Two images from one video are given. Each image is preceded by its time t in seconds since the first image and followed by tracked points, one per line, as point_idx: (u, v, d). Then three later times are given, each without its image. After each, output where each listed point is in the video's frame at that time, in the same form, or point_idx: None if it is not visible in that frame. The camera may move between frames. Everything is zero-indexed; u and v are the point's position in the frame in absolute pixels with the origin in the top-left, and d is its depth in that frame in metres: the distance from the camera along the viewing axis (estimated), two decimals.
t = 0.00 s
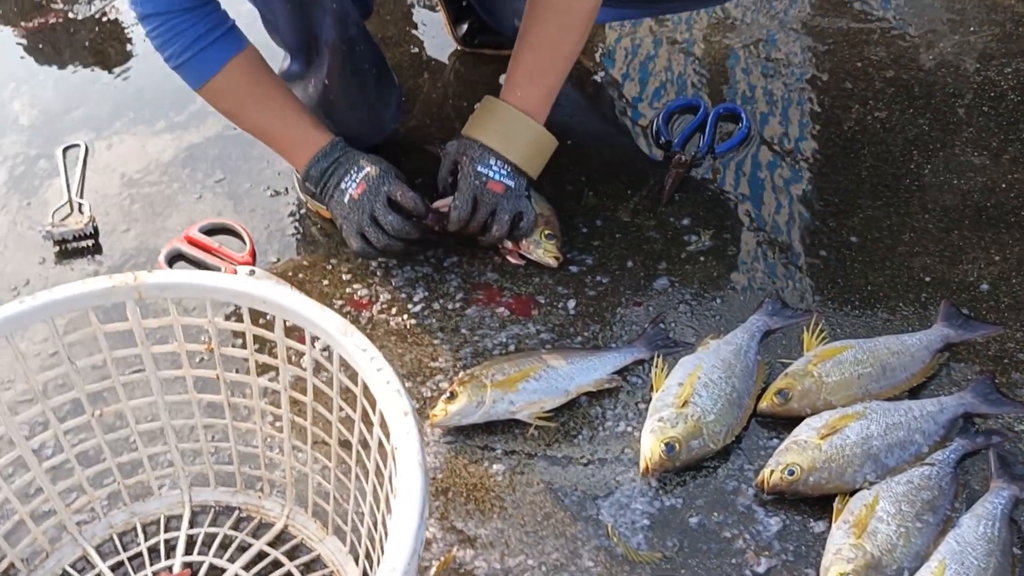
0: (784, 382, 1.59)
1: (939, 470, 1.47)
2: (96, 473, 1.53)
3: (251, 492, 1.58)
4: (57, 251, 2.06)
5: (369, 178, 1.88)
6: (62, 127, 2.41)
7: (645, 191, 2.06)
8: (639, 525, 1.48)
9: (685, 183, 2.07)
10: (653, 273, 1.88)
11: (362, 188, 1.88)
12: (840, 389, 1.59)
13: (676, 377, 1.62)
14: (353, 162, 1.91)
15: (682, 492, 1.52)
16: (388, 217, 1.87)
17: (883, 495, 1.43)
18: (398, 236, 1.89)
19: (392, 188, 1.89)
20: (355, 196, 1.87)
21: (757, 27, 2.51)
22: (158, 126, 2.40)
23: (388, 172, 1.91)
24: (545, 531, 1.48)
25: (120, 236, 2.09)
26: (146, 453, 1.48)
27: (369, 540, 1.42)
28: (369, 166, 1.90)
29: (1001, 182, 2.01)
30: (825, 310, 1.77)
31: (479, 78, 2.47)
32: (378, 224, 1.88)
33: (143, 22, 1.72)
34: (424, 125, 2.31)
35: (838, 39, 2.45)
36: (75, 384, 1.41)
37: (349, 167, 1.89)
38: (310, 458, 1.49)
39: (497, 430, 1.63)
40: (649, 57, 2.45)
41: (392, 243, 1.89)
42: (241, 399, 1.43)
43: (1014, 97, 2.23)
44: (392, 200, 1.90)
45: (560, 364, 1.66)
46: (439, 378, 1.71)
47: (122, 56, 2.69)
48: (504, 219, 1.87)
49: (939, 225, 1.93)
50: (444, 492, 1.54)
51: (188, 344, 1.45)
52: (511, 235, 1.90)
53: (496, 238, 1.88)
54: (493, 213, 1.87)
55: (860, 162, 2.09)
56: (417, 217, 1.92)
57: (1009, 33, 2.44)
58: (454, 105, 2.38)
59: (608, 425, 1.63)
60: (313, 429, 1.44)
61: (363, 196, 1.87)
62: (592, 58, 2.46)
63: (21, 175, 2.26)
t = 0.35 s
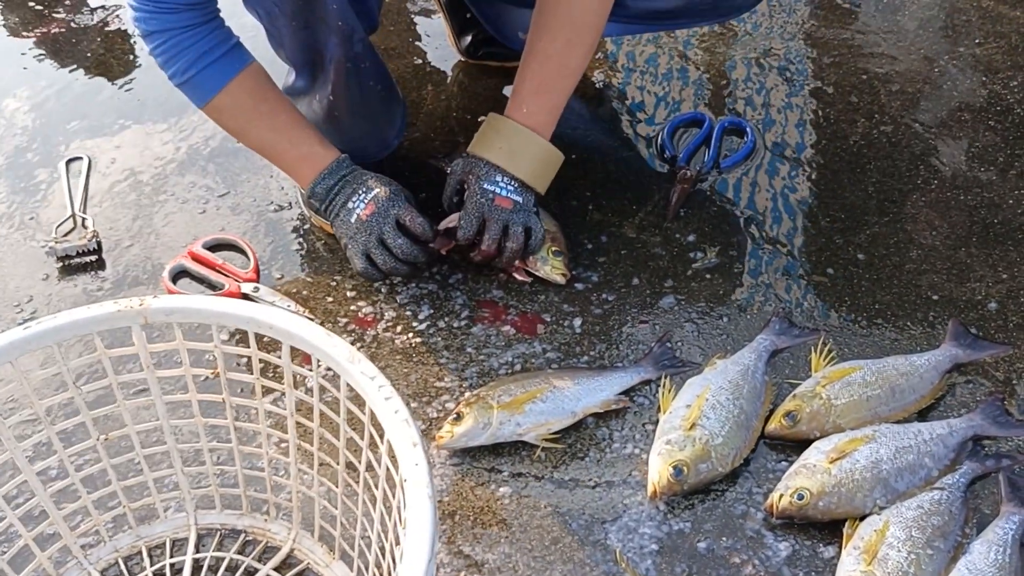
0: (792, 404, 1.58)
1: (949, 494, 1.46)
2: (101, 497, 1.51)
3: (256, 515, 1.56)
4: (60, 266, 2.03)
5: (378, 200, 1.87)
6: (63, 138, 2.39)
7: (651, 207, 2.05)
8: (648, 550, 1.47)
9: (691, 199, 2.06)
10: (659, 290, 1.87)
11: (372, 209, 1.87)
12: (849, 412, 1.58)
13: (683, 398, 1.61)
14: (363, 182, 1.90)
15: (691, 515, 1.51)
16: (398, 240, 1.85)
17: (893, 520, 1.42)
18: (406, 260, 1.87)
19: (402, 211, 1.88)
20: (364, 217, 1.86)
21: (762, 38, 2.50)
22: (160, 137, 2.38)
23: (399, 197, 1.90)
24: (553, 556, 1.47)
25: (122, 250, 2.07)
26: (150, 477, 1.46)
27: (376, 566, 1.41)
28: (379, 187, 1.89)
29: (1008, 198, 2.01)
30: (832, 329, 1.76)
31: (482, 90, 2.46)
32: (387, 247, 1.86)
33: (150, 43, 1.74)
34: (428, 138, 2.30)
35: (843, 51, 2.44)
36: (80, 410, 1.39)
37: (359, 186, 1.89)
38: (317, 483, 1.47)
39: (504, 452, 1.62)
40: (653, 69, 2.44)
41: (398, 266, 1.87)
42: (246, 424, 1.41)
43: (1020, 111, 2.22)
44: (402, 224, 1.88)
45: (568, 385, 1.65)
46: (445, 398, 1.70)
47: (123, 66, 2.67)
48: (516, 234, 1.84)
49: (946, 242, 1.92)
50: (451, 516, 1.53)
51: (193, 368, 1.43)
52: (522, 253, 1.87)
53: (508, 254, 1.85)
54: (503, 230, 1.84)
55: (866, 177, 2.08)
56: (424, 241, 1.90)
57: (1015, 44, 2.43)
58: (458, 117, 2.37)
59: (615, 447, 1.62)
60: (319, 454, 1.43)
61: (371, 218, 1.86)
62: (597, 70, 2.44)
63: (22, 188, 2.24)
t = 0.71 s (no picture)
0: (781, 416, 1.54)
1: (941, 510, 1.42)
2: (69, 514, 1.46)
3: (230, 531, 1.52)
4: (35, 273, 1.99)
5: (240, 199, 1.71)
6: (41, 141, 2.34)
7: (638, 212, 2.01)
8: (631, 568, 1.42)
9: (680, 204, 2.02)
10: (646, 298, 1.83)
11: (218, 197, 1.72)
12: (839, 425, 1.54)
13: (669, 411, 1.57)
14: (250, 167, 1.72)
15: (676, 531, 1.46)
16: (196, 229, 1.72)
17: (884, 538, 1.38)
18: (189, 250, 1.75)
19: (237, 220, 1.72)
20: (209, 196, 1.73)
21: (753, 40, 2.46)
22: (141, 140, 2.34)
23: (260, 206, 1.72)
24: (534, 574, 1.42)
25: (98, 256, 2.03)
26: (118, 493, 1.41)
27: None
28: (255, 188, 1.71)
29: (1003, 203, 1.97)
30: (822, 339, 1.72)
31: (469, 92, 2.42)
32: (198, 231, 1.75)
33: None
34: (413, 142, 2.26)
35: (836, 52, 2.40)
36: (44, 425, 1.35)
37: (240, 168, 1.71)
38: (289, 498, 1.43)
39: (485, 465, 1.57)
40: (643, 71, 2.40)
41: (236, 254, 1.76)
42: (215, 438, 1.36)
43: (1015, 114, 2.18)
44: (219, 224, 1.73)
45: (550, 396, 1.60)
46: (426, 410, 1.66)
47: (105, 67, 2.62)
48: (501, 237, 1.81)
49: (940, 248, 1.88)
50: (430, 531, 1.48)
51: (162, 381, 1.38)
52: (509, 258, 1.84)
53: (494, 259, 1.81)
54: (488, 234, 1.81)
55: (858, 182, 2.04)
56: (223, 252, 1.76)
57: (1011, 46, 2.39)
58: (444, 120, 2.33)
59: (599, 460, 1.58)
60: (292, 470, 1.38)
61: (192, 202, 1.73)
62: (586, 72, 2.40)
63: None
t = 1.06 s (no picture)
0: (767, 428, 1.52)
1: (929, 524, 1.40)
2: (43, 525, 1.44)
3: (207, 543, 1.50)
4: (15, 278, 1.96)
5: (154, 208, 1.73)
6: (25, 144, 2.32)
7: (627, 218, 1.99)
8: None
9: (669, 209, 2.00)
10: (634, 306, 1.80)
11: (139, 208, 1.72)
12: (826, 437, 1.52)
13: (654, 422, 1.54)
14: (165, 178, 1.75)
15: (660, 545, 1.44)
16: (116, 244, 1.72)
17: (870, 552, 1.36)
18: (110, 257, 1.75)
19: (149, 234, 1.73)
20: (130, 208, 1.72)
21: (745, 43, 2.44)
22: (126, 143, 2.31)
23: (170, 222, 1.75)
24: None
25: (80, 261, 2.00)
26: (91, 504, 1.39)
27: None
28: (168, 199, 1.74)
29: (996, 210, 1.94)
30: (811, 348, 1.70)
31: (458, 95, 2.39)
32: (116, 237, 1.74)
33: None
34: (401, 146, 2.24)
35: (829, 56, 2.38)
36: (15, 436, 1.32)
37: (155, 178, 1.74)
38: (266, 511, 1.41)
39: (467, 476, 1.55)
40: (633, 74, 2.37)
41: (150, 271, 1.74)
42: (190, 449, 1.34)
43: (1009, 120, 2.16)
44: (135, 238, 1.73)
45: (534, 407, 1.58)
46: (408, 420, 1.63)
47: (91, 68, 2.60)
48: (493, 237, 1.76)
49: (932, 256, 1.86)
50: (410, 544, 1.45)
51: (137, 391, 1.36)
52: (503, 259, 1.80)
53: (487, 260, 1.77)
54: (480, 235, 1.77)
55: (849, 188, 2.01)
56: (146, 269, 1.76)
57: (1007, 50, 2.37)
58: (432, 123, 2.30)
59: (583, 471, 1.55)
60: (268, 482, 1.36)
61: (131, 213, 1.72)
62: (577, 75, 2.38)
63: None
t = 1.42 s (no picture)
0: (757, 437, 1.51)
1: (918, 536, 1.39)
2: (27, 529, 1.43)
3: (192, 549, 1.49)
4: (4, 278, 1.95)
5: (150, 233, 1.76)
6: (17, 143, 2.31)
7: (620, 224, 1.98)
8: None
9: (662, 216, 1.99)
10: (625, 312, 1.80)
11: (136, 236, 1.75)
12: (816, 447, 1.51)
13: (644, 430, 1.53)
14: (154, 199, 1.78)
15: (647, 555, 1.43)
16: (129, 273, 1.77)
17: (858, 564, 1.35)
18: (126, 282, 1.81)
19: (155, 261, 1.77)
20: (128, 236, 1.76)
21: (741, 48, 2.43)
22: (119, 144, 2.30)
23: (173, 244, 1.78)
24: None
25: (70, 262, 1.99)
26: (74, 509, 1.38)
27: None
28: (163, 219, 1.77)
29: (990, 219, 1.94)
30: (803, 357, 1.69)
31: (453, 98, 2.39)
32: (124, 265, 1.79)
33: None
34: (394, 149, 2.23)
35: (825, 62, 2.37)
36: None
37: (146, 202, 1.77)
38: (251, 517, 1.40)
39: (455, 484, 1.54)
40: (629, 78, 2.36)
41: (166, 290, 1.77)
42: (174, 455, 1.33)
43: (1005, 129, 2.15)
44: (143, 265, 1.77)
45: (523, 414, 1.57)
46: (396, 425, 1.62)
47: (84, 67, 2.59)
48: (504, 244, 1.77)
49: (925, 265, 1.85)
50: (396, 552, 1.44)
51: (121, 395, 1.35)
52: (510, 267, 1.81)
53: (497, 267, 1.78)
54: (492, 241, 1.78)
55: (843, 195, 2.00)
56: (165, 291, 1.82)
57: (1004, 58, 2.36)
58: (426, 126, 2.29)
59: (571, 480, 1.54)
60: (253, 489, 1.35)
61: (129, 242, 1.75)
62: (572, 79, 2.38)
63: None
